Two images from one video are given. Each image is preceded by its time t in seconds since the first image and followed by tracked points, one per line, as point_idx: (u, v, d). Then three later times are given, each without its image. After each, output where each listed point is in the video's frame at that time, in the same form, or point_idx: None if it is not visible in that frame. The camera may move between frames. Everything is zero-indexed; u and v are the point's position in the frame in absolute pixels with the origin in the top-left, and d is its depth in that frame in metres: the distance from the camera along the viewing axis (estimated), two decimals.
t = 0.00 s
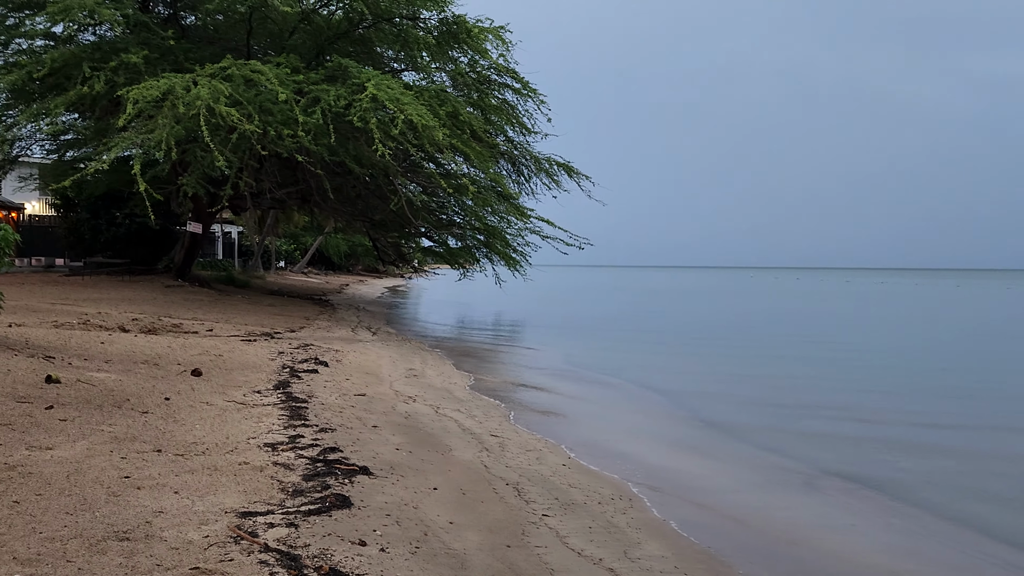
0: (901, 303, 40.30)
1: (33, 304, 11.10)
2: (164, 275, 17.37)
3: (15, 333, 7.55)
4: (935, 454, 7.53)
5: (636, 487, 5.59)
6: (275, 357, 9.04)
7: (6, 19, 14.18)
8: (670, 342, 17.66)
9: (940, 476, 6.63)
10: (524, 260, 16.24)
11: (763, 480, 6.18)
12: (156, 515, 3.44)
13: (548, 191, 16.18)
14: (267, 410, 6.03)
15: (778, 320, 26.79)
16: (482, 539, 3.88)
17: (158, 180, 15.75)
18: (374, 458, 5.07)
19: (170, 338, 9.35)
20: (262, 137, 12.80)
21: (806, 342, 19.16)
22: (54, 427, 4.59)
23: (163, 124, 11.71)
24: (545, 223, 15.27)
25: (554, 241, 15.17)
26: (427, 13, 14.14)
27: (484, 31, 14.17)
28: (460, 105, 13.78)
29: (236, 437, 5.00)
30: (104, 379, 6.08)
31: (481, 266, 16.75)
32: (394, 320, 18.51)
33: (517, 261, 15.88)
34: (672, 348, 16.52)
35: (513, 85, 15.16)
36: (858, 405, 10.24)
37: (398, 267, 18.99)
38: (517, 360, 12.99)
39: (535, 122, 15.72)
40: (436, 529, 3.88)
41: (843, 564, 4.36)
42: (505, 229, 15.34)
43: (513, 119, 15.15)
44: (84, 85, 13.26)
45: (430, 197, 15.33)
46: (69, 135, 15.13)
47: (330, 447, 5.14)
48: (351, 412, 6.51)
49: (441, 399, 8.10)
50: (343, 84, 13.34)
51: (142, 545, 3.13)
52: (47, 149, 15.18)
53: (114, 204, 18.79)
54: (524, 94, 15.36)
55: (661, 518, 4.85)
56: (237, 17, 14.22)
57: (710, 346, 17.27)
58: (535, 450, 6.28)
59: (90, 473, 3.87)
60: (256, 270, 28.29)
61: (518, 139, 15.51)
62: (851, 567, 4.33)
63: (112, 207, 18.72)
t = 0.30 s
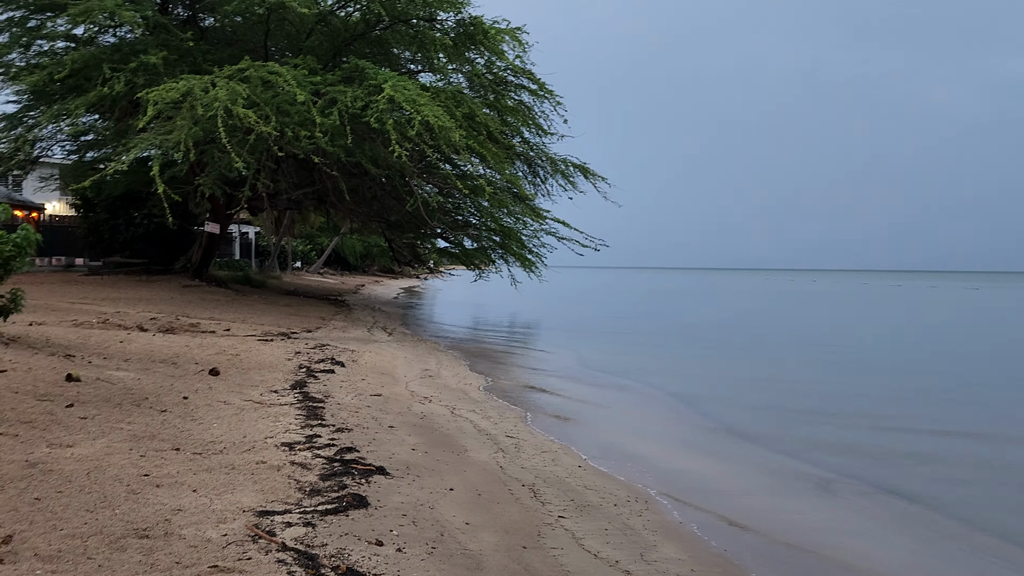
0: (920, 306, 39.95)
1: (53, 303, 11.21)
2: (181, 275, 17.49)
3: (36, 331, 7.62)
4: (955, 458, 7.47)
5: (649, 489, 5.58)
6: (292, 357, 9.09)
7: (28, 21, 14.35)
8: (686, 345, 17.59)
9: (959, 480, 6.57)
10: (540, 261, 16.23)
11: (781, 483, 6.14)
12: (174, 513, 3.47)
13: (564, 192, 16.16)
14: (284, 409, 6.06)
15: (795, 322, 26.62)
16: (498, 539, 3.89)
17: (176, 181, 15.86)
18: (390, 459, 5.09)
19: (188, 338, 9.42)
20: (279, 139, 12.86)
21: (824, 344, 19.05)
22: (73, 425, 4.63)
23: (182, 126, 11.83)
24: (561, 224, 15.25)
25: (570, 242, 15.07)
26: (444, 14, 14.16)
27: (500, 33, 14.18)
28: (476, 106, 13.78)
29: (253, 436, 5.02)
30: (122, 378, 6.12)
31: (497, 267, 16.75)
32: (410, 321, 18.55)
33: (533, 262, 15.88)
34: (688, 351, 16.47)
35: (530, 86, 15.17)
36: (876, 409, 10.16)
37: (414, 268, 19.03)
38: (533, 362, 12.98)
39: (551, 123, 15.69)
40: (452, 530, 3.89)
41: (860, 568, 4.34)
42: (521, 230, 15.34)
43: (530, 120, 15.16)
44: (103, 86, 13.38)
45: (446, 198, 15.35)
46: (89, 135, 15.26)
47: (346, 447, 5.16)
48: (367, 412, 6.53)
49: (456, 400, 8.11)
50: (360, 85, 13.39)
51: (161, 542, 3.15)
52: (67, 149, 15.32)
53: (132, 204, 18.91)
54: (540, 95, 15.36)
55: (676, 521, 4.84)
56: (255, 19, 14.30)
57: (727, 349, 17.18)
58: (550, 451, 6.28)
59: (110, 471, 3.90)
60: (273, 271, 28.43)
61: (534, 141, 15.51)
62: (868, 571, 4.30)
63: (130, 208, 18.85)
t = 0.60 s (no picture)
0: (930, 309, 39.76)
1: (64, 304, 11.27)
2: (191, 277, 17.56)
3: (47, 332, 7.68)
4: (965, 461, 7.44)
5: (658, 491, 5.57)
6: (301, 358, 9.11)
7: (40, 24, 14.47)
8: (695, 347, 17.54)
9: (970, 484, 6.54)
10: (548, 263, 16.23)
11: (790, 486, 6.13)
12: (184, 513, 3.48)
13: (573, 194, 16.15)
14: (293, 411, 6.07)
15: (805, 325, 26.53)
16: (505, 541, 3.89)
17: (186, 183, 15.93)
18: (398, 460, 5.09)
19: (197, 339, 9.45)
20: (289, 141, 12.90)
21: (834, 347, 18.99)
22: (84, 425, 4.66)
23: (192, 128, 11.85)
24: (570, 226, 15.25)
25: (579, 244, 15.07)
26: (452, 17, 14.19)
27: (509, 35, 14.18)
28: (485, 109, 13.78)
29: (262, 437, 5.04)
30: (133, 379, 6.15)
31: (505, 269, 16.75)
32: (419, 324, 18.57)
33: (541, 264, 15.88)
34: (697, 353, 16.43)
35: (538, 88, 15.17)
36: (886, 412, 10.11)
37: (423, 270, 19.04)
38: (541, 364, 12.98)
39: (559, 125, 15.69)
40: (459, 531, 3.89)
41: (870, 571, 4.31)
42: (530, 232, 15.34)
43: (538, 122, 15.16)
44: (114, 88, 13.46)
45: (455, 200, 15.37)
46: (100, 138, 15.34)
47: (355, 448, 5.16)
48: (376, 414, 6.54)
49: (465, 401, 8.12)
50: (370, 87, 13.42)
51: (170, 543, 3.17)
52: (79, 151, 15.41)
53: (143, 206, 18.99)
54: (549, 97, 15.36)
55: (685, 523, 4.82)
56: (266, 22, 14.38)
57: (736, 351, 17.12)
58: (558, 453, 6.27)
59: (120, 471, 3.92)
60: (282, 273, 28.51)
61: (542, 143, 15.51)
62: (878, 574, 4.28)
63: (141, 209, 18.94)
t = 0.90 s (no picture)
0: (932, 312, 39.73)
1: (67, 308, 11.28)
2: (194, 280, 17.59)
3: (49, 335, 7.69)
4: (968, 464, 7.43)
5: (658, 494, 5.57)
6: (303, 361, 9.11)
7: (43, 28, 14.52)
8: (697, 351, 17.54)
9: (975, 487, 6.52)
10: (550, 267, 16.23)
11: (793, 489, 6.11)
12: (184, 516, 3.48)
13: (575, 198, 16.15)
14: (294, 414, 6.08)
15: (807, 329, 26.51)
16: (506, 544, 3.88)
17: (189, 187, 15.96)
18: (399, 463, 5.09)
19: (199, 342, 9.46)
20: (290, 145, 12.92)
21: (835, 350, 18.97)
22: (85, 428, 4.66)
23: (195, 131, 11.86)
24: (572, 230, 15.26)
25: (580, 247, 15.07)
26: (454, 21, 14.21)
27: (511, 39, 14.18)
28: (487, 112, 13.79)
29: (263, 440, 5.04)
30: (134, 382, 6.16)
31: (507, 272, 16.74)
32: (421, 327, 18.59)
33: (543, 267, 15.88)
34: (700, 356, 16.42)
35: (540, 92, 15.19)
36: (890, 415, 10.09)
37: (425, 273, 19.04)
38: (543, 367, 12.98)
39: (561, 128, 15.75)
40: (460, 534, 3.89)
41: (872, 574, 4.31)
42: (531, 236, 15.35)
43: (540, 126, 15.17)
44: (117, 92, 13.49)
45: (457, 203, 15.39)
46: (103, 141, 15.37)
47: (356, 451, 5.16)
48: (377, 417, 6.55)
49: (467, 405, 8.12)
50: (372, 91, 13.44)
51: (170, 546, 3.17)
52: (81, 155, 15.45)
53: (145, 210, 19.01)
54: (550, 101, 15.38)
55: (686, 526, 4.82)
56: (268, 26, 14.41)
57: (739, 355, 17.09)
58: (560, 456, 6.27)
59: (121, 474, 3.92)
60: (285, 276, 28.55)
61: (544, 146, 15.53)
62: None
63: (144, 213, 18.97)
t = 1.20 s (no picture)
0: (930, 317, 39.76)
1: (65, 312, 11.27)
2: (192, 284, 17.58)
3: (47, 340, 7.68)
4: (967, 469, 7.44)
5: (656, 498, 5.57)
6: (301, 366, 9.11)
7: (42, 32, 14.53)
8: (695, 355, 17.54)
9: (973, 491, 6.54)
10: (549, 271, 16.24)
11: (791, 493, 6.11)
12: (182, 521, 3.48)
13: (573, 202, 16.16)
14: (292, 418, 6.07)
15: (806, 333, 26.52)
16: (504, 549, 3.88)
17: (187, 191, 15.97)
18: (397, 468, 5.09)
19: (197, 347, 9.45)
20: (289, 149, 12.92)
21: (834, 355, 19.02)
22: (83, 433, 4.66)
23: (193, 136, 11.87)
24: (570, 234, 15.26)
25: (579, 251, 15.08)
26: (453, 26, 14.22)
27: (510, 44, 14.20)
28: (486, 117, 13.80)
29: (262, 445, 5.04)
30: (132, 387, 6.15)
31: (506, 276, 16.75)
32: (419, 332, 18.58)
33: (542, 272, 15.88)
34: (698, 361, 16.43)
35: (539, 96, 15.21)
36: (889, 420, 10.11)
37: (424, 278, 19.03)
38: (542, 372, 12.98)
39: (560, 133, 15.77)
40: (458, 539, 3.89)
41: None
42: (530, 240, 15.36)
43: (539, 130, 15.18)
44: (116, 97, 13.50)
45: (455, 208, 15.40)
46: (101, 145, 15.38)
47: (354, 456, 5.16)
48: (376, 421, 6.55)
49: (465, 409, 8.11)
50: (370, 95, 13.45)
51: (168, 551, 3.16)
52: (80, 159, 15.45)
53: (143, 214, 19.00)
54: (549, 105, 15.40)
55: (684, 530, 4.83)
56: (267, 31, 14.43)
57: (738, 359, 17.09)
58: (558, 461, 6.27)
59: (119, 479, 3.92)
60: (283, 280, 28.54)
61: (543, 151, 15.55)
62: None
63: (142, 217, 18.97)
